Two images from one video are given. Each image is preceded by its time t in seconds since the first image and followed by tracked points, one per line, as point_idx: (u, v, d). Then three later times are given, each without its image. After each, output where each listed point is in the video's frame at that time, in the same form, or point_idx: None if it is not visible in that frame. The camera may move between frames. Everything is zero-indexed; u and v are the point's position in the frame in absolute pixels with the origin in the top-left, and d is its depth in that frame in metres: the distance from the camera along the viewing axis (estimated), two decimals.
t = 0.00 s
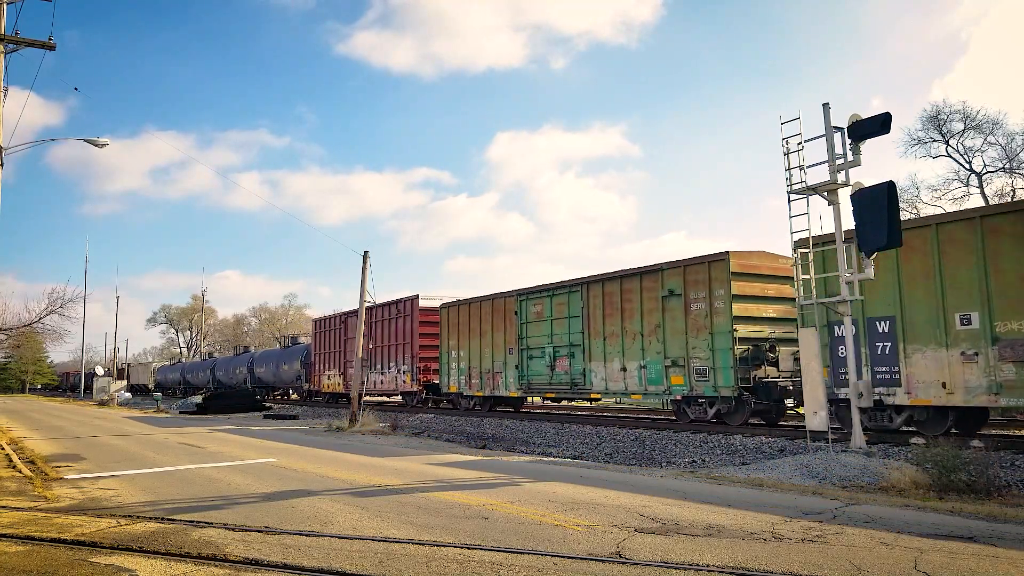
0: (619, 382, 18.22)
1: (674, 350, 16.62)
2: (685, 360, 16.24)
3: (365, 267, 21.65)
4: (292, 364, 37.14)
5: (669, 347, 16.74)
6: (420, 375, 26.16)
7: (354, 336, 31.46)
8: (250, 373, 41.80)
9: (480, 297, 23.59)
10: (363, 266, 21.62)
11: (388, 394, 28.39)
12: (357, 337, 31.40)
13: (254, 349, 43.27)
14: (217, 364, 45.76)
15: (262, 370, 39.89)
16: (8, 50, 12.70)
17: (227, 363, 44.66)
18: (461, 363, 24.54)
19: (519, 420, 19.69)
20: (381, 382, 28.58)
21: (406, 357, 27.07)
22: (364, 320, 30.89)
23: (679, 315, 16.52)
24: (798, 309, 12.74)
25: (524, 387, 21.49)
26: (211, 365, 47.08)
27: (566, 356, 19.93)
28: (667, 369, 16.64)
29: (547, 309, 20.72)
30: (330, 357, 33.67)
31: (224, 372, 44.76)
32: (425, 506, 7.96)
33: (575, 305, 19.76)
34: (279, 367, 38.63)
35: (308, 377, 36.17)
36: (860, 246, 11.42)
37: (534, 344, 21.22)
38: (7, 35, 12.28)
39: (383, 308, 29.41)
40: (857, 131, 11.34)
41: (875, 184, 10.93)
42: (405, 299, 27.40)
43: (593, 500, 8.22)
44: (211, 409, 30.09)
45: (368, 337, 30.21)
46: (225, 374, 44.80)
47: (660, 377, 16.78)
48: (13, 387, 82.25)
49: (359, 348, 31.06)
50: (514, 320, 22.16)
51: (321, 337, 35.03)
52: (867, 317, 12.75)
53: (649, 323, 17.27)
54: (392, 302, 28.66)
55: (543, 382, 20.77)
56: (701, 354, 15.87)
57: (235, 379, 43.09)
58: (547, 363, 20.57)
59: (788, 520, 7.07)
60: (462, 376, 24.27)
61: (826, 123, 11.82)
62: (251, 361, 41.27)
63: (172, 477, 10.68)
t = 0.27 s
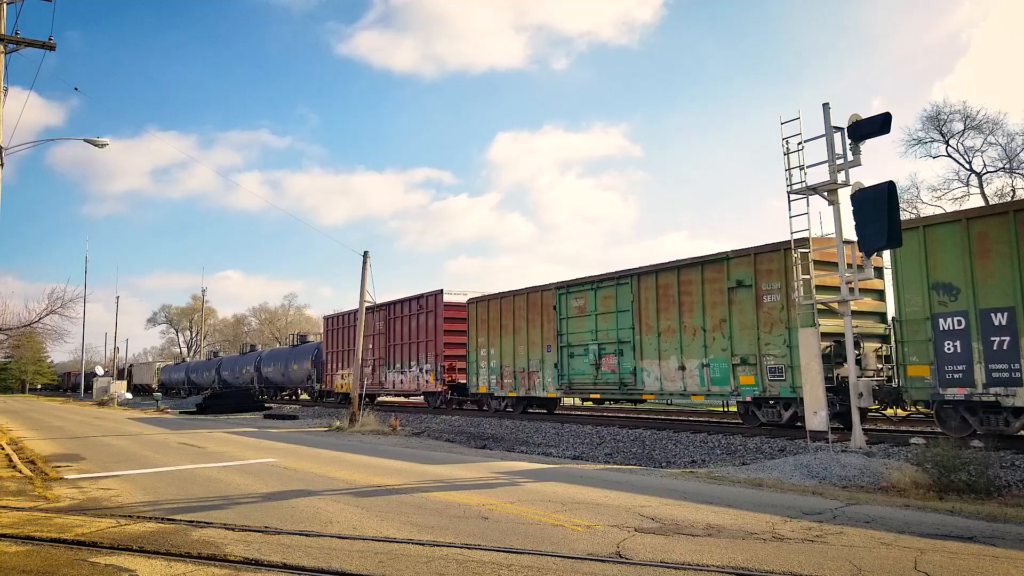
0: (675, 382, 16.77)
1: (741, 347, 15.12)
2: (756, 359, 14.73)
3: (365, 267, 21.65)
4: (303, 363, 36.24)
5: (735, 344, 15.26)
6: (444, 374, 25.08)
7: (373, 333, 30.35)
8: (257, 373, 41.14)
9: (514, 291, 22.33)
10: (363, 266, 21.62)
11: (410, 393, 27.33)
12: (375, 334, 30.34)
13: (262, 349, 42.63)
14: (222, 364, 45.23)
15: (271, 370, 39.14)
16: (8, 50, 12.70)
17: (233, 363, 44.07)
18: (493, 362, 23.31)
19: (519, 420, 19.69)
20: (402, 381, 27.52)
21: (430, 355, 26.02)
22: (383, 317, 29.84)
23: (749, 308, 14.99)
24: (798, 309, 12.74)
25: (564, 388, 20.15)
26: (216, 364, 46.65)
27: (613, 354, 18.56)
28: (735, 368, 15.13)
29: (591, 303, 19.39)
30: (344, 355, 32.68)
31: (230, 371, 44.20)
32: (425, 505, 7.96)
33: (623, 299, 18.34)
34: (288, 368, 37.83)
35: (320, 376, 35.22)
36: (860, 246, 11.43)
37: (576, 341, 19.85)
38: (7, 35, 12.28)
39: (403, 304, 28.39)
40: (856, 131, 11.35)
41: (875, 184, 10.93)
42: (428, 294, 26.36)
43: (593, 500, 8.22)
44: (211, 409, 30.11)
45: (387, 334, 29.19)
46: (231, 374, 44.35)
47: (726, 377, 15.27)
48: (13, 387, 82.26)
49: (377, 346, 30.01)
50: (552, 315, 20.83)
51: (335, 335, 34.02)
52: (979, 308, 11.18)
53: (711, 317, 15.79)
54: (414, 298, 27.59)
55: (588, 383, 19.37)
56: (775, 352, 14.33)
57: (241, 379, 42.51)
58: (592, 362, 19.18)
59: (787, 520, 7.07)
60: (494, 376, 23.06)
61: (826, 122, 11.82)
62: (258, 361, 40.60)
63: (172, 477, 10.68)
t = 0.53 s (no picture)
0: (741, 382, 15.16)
1: (827, 342, 13.46)
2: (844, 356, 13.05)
3: (365, 267, 21.66)
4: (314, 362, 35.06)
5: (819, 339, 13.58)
6: (472, 373, 23.82)
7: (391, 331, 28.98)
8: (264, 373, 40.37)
9: (552, 285, 20.59)
10: (363, 266, 21.62)
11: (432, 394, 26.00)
12: (394, 332, 28.98)
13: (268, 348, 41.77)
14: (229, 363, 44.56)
15: (280, 369, 38.18)
16: (7, 50, 12.70)
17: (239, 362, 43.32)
18: (527, 361, 21.58)
19: (520, 420, 19.68)
20: (424, 381, 26.20)
21: (455, 353, 24.68)
22: (402, 313, 28.49)
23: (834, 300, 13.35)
24: (798, 310, 12.72)
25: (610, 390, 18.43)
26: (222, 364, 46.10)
27: (668, 351, 16.89)
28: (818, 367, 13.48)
29: (642, 296, 17.70)
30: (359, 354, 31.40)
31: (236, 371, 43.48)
32: (425, 505, 7.96)
33: (681, 291, 16.61)
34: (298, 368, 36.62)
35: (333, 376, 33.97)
36: (860, 246, 11.43)
37: (626, 338, 18.12)
38: (7, 35, 12.28)
39: (424, 300, 27.06)
40: (856, 131, 11.35)
41: (875, 184, 10.93)
42: (453, 289, 25.02)
43: (593, 500, 8.21)
44: (211, 409, 30.10)
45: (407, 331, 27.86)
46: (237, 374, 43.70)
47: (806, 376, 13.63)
48: (13, 387, 82.28)
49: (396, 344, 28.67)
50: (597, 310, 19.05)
51: (349, 333, 32.73)
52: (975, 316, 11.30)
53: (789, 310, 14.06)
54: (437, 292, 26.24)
55: (638, 384, 17.70)
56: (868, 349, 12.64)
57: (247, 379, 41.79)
58: (644, 360, 17.48)
59: (787, 520, 7.07)
60: (528, 376, 21.46)
61: (826, 122, 11.80)
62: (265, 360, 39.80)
63: (172, 477, 10.68)
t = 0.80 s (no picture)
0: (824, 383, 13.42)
1: (927, 338, 11.83)
2: (952, 351, 11.49)
3: (365, 267, 21.65)
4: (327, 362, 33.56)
5: (919, 335, 11.93)
6: (503, 373, 22.09)
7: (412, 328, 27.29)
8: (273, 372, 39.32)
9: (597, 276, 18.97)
10: (363, 266, 21.62)
11: (459, 395, 24.33)
12: (415, 329, 27.28)
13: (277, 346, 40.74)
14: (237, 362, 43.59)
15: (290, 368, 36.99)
16: (8, 50, 12.71)
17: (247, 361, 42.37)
18: (567, 359, 20.00)
19: (519, 420, 19.67)
20: (449, 382, 24.53)
21: (484, 351, 23.02)
22: (423, 309, 26.78)
23: (936, 289, 11.79)
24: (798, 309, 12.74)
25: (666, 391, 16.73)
26: (228, 362, 45.35)
27: (733, 347, 15.19)
28: (921, 365, 11.83)
29: (702, 286, 16.03)
30: (377, 353, 29.79)
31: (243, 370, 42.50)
32: (425, 506, 7.96)
33: (749, 282, 14.98)
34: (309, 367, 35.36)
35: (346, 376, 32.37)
36: (860, 246, 11.44)
37: (683, 334, 16.39)
38: (7, 35, 12.29)
39: (448, 295, 25.38)
40: (856, 131, 11.35)
41: (875, 184, 10.93)
42: (482, 284, 23.33)
43: (593, 500, 8.22)
44: (211, 409, 30.10)
45: (430, 329, 26.18)
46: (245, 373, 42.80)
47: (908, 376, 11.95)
48: (13, 387, 82.29)
49: (417, 342, 26.98)
50: (650, 304, 17.42)
51: (365, 330, 31.09)
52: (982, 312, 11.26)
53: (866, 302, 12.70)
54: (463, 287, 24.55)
55: (699, 384, 15.97)
56: (981, 343, 11.16)
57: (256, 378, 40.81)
58: (705, 358, 15.75)
59: (787, 520, 7.07)
60: (568, 375, 19.86)
61: (826, 122, 11.80)
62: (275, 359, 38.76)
63: (173, 477, 10.68)
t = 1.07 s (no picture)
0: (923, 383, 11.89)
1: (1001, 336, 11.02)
2: None
3: (365, 267, 21.65)
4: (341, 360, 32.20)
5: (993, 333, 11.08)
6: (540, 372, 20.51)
7: (436, 324, 25.81)
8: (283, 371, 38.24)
9: (649, 267, 17.40)
10: (363, 266, 21.61)
11: (489, 395, 22.89)
12: (438, 326, 25.77)
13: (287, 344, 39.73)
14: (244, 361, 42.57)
15: (301, 367, 35.81)
16: (8, 49, 12.71)
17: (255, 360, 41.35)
18: (614, 357, 18.48)
19: (519, 420, 19.67)
20: (478, 381, 23.09)
21: (518, 348, 21.55)
22: (448, 304, 25.29)
23: None
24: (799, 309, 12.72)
25: (734, 392, 15.15)
26: (234, 361, 44.52)
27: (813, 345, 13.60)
28: None
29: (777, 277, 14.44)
30: (396, 350, 28.32)
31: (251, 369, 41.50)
32: (425, 505, 7.96)
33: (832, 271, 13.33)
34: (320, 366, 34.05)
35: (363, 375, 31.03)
36: (860, 246, 11.43)
37: (754, 329, 14.79)
38: (7, 35, 12.29)
39: (475, 289, 23.93)
40: (856, 131, 11.35)
41: (875, 184, 10.92)
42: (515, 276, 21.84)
43: (593, 500, 8.21)
44: (211, 409, 30.08)
45: (455, 325, 24.71)
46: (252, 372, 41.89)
47: None
48: (13, 387, 82.26)
49: (441, 339, 25.49)
50: (713, 297, 15.80)
51: (383, 327, 29.64)
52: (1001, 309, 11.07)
53: (912, 301, 12.05)
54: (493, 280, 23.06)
55: (774, 385, 14.36)
56: None
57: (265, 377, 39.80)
58: (784, 356, 14.12)
59: (787, 520, 7.07)
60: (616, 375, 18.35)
61: (826, 122, 11.80)
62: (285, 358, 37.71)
63: (173, 477, 10.68)
